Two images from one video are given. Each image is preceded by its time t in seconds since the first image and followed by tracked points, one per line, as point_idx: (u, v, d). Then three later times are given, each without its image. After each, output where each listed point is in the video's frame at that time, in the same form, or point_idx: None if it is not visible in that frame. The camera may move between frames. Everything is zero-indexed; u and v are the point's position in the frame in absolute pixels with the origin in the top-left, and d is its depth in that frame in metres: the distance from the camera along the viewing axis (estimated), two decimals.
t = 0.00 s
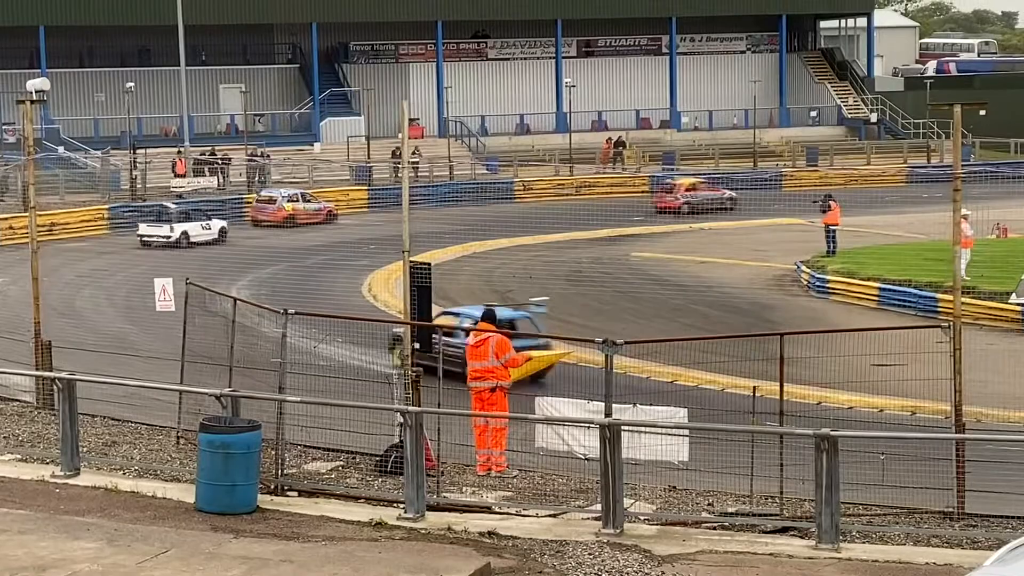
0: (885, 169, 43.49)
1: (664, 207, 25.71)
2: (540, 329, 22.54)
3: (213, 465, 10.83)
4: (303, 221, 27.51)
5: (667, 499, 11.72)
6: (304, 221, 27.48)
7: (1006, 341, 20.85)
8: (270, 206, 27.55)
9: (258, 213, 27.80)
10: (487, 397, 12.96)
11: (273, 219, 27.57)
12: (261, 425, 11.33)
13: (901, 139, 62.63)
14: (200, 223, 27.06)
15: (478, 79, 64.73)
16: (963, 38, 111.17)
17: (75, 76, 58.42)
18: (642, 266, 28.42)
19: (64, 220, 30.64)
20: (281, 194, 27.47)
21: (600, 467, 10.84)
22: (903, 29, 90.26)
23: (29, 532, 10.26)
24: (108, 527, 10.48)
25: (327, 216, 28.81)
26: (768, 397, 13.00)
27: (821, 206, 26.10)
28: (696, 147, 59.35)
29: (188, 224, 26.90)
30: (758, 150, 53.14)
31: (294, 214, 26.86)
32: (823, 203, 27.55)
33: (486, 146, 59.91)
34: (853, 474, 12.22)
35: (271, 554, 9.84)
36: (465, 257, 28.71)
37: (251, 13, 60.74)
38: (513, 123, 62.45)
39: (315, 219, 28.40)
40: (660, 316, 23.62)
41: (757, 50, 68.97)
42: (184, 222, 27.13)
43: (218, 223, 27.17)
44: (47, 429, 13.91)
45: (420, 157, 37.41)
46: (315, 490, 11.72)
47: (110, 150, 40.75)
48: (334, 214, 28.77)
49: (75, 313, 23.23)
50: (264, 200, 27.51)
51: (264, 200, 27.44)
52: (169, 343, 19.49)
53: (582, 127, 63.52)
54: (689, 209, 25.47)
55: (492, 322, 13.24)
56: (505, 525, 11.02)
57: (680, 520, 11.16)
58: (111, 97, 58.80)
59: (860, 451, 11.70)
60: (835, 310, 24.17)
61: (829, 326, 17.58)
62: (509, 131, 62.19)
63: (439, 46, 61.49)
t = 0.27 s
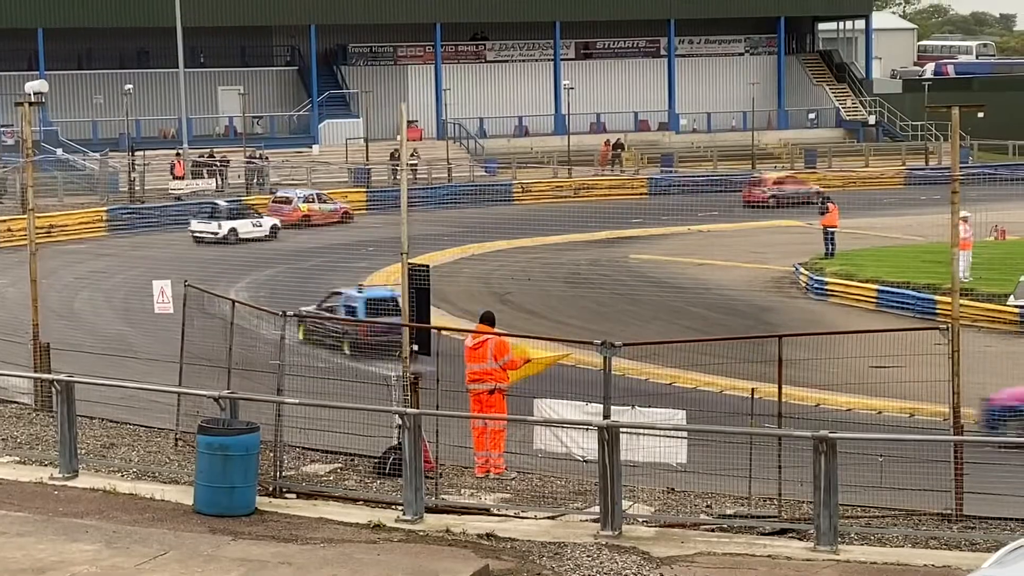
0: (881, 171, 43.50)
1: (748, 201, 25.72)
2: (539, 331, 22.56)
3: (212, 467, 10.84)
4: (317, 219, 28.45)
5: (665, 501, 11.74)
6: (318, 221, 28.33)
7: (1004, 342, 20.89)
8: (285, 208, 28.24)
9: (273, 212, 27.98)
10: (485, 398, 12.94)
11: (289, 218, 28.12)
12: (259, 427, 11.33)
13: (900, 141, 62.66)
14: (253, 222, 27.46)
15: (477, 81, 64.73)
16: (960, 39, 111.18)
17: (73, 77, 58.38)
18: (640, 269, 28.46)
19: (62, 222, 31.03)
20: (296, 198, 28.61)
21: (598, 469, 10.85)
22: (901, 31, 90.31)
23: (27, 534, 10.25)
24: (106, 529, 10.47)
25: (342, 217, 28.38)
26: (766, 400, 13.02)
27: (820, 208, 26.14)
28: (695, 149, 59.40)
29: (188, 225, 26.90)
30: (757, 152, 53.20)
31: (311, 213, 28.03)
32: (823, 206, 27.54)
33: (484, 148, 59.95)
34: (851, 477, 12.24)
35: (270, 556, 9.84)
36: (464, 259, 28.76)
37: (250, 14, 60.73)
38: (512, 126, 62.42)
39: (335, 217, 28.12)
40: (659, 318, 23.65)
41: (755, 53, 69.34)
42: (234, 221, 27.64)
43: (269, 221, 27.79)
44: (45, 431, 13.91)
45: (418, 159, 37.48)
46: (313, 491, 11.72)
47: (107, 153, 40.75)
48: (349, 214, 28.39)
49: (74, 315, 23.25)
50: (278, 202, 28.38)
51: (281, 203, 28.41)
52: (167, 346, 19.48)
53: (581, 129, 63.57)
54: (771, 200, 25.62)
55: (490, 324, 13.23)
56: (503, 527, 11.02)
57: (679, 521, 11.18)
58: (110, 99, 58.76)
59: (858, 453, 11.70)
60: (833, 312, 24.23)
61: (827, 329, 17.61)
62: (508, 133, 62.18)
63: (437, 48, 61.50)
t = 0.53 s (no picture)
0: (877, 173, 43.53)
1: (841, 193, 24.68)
2: (537, 332, 22.57)
3: (209, 467, 10.83)
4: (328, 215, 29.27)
5: (663, 501, 11.75)
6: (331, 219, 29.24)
7: (1002, 343, 20.90)
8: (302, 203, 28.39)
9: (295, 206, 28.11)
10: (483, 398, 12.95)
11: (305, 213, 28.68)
12: (256, 428, 11.32)
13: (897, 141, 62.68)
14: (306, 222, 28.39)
15: (474, 81, 64.70)
16: (957, 40, 111.21)
17: (71, 78, 58.33)
18: (638, 269, 28.49)
19: (60, 223, 31.49)
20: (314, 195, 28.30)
21: (596, 470, 10.85)
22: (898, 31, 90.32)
23: (25, 535, 10.25)
24: (104, 530, 10.48)
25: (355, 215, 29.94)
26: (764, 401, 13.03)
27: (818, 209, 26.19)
28: (692, 150, 59.40)
29: (186, 226, 26.91)
30: (754, 153, 53.16)
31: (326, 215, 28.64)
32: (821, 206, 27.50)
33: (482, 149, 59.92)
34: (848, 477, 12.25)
35: (267, 557, 9.83)
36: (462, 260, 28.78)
37: (248, 14, 60.54)
38: (510, 127, 62.37)
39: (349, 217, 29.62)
40: (657, 319, 23.66)
41: (753, 53, 69.33)
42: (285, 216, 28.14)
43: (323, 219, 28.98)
44: (42, 432, 13.89)
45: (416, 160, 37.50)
46: (311, 492, 11.73)
47: (104, 154, 40.72)
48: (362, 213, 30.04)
49: (71, 315, 23.25)
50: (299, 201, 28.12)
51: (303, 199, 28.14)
52: (165, 346, 19.48)
53: (578, 130, 63.56)
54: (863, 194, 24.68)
55: (488, 325, 13.22)
56: (501, 528, 11.02)
57: (677, 522, 11.19)
58: (107, 99, 58.73)
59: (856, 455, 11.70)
60: (830, 313, 24.26)
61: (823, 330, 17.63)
62: (505, 134, 62.15)
63: (435, 48, 61.50)
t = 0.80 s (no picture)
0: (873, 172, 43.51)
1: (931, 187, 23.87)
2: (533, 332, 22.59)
3: (204, 467, 10.83)
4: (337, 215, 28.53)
5: (660, 501, 11.75)
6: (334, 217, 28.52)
7: (997, 344, 20.92)
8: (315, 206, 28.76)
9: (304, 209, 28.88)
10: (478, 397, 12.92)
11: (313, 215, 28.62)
12: (251, 427, 11.31)
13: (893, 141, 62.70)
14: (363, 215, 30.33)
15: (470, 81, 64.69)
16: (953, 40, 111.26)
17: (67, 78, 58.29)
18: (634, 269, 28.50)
19: (56, 222, 31.20)
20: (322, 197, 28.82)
21: (592, 470, 10.85)
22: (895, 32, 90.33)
23: (20, 535, 10.25)
24: (99, 530, 10.47)
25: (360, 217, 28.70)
26: (760, 401, 13.04)
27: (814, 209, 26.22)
28: (688, 150, 59.39)
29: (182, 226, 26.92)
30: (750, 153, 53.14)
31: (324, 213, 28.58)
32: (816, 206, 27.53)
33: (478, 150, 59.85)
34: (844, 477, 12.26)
35: (263, 556, 9.83)
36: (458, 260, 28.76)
37: (245, 14, 60.66)
38: (506, 127, 62.29)
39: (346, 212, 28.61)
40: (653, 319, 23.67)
41: (749, 54, 69.65)
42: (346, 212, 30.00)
43: (382, 214, 30.57)
44: (38, 432, 13.88)
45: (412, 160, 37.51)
46: (307, 492, 11.72)
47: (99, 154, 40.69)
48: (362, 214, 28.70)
49: (66, 315, 23.24)
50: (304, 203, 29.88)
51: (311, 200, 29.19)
52: (161, 346, 19.47)
53: (574, 130, 63.54)
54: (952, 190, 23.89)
55: (483, 325, 13.21)
56: (498, 528, 11.01)
57: (673, 522, 11.19)
58: (103, 99, 58.70)
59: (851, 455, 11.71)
60: (826, 313, 24.26)
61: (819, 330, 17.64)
62: (501, 134, 62.08)
63: (430, 48, 61.46)
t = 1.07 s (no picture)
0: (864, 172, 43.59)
1: None
2: (528, 331, 22.57)
3: (198, 467, 10.82)
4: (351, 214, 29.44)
5: (654, 500, 11.74)
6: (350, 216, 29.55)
7: (991, 343, 20.92)
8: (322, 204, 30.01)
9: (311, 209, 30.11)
10: (472, 398, 12.93)
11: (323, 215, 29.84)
12: (246, 428, 11.28)
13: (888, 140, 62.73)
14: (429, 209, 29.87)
15: (465, 80, 64.67)
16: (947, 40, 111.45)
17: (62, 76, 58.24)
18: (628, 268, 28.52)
19: (49, 221, 31.12)
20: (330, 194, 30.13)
21: (587, 469, 10.84)
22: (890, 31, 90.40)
23: (14, 535, 10.23)
24: (93, 529, 10.45)
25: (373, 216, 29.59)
26: (755, 401, 13.05)
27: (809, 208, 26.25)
28: (682, 149, 59.39)
29: (176, 224, 26.90)
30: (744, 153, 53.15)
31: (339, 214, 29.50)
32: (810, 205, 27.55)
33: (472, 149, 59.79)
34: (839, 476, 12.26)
35: (257, 556, 9.82)
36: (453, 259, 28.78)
37: (242, 13, 60.72)
38: (500, 126, 62.24)
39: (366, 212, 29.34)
40: (647, 318, 23.68)
41: (743, 53, 69.12)
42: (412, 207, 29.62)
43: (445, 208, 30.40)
44: (32, 431, 13.87)
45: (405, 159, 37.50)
46: (301, 492, 11.71)
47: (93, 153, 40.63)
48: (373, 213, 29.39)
49: (60, 314, 23.22)
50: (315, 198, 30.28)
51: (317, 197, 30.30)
52: (155, 345, 19.45)
53: (569, 129, 63.55)
54: None
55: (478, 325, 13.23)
56: (492, 527, 11.00)
57: (668, 522, 11.19)
58: (98, 98, 58.66)
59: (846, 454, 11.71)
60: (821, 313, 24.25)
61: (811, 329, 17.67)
62: (496, 133, 62.01)
63: (426, 47, 61.44)
